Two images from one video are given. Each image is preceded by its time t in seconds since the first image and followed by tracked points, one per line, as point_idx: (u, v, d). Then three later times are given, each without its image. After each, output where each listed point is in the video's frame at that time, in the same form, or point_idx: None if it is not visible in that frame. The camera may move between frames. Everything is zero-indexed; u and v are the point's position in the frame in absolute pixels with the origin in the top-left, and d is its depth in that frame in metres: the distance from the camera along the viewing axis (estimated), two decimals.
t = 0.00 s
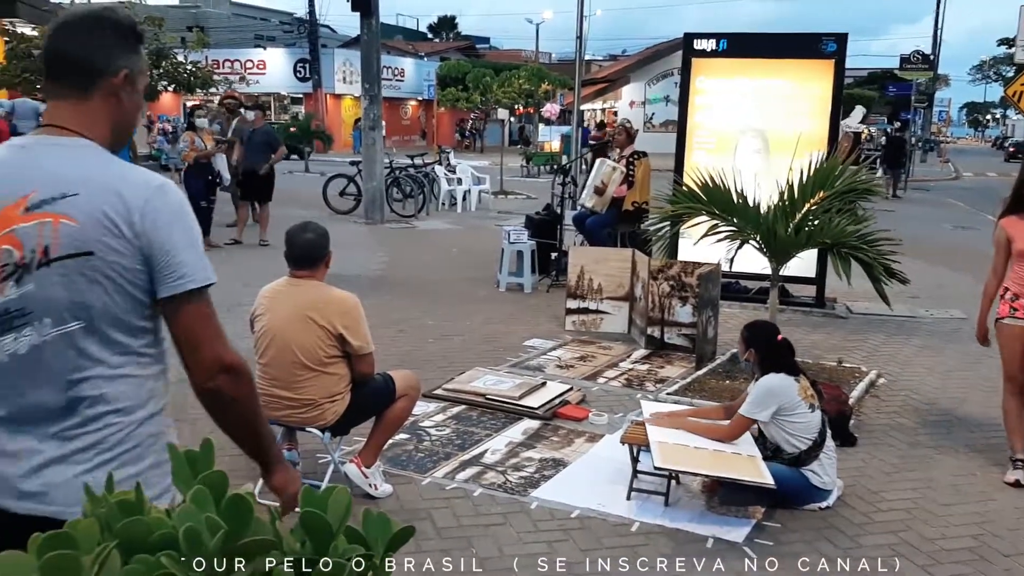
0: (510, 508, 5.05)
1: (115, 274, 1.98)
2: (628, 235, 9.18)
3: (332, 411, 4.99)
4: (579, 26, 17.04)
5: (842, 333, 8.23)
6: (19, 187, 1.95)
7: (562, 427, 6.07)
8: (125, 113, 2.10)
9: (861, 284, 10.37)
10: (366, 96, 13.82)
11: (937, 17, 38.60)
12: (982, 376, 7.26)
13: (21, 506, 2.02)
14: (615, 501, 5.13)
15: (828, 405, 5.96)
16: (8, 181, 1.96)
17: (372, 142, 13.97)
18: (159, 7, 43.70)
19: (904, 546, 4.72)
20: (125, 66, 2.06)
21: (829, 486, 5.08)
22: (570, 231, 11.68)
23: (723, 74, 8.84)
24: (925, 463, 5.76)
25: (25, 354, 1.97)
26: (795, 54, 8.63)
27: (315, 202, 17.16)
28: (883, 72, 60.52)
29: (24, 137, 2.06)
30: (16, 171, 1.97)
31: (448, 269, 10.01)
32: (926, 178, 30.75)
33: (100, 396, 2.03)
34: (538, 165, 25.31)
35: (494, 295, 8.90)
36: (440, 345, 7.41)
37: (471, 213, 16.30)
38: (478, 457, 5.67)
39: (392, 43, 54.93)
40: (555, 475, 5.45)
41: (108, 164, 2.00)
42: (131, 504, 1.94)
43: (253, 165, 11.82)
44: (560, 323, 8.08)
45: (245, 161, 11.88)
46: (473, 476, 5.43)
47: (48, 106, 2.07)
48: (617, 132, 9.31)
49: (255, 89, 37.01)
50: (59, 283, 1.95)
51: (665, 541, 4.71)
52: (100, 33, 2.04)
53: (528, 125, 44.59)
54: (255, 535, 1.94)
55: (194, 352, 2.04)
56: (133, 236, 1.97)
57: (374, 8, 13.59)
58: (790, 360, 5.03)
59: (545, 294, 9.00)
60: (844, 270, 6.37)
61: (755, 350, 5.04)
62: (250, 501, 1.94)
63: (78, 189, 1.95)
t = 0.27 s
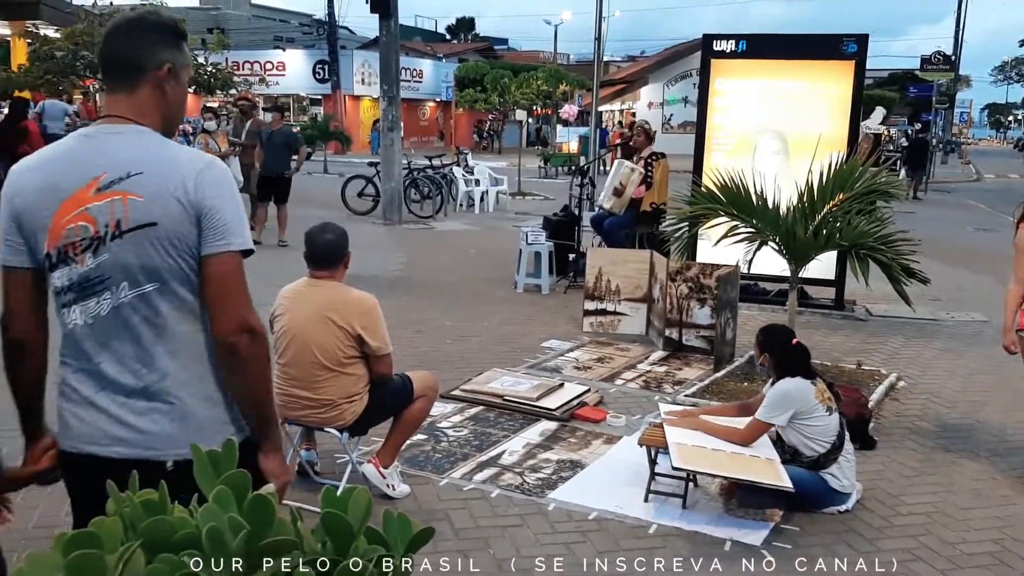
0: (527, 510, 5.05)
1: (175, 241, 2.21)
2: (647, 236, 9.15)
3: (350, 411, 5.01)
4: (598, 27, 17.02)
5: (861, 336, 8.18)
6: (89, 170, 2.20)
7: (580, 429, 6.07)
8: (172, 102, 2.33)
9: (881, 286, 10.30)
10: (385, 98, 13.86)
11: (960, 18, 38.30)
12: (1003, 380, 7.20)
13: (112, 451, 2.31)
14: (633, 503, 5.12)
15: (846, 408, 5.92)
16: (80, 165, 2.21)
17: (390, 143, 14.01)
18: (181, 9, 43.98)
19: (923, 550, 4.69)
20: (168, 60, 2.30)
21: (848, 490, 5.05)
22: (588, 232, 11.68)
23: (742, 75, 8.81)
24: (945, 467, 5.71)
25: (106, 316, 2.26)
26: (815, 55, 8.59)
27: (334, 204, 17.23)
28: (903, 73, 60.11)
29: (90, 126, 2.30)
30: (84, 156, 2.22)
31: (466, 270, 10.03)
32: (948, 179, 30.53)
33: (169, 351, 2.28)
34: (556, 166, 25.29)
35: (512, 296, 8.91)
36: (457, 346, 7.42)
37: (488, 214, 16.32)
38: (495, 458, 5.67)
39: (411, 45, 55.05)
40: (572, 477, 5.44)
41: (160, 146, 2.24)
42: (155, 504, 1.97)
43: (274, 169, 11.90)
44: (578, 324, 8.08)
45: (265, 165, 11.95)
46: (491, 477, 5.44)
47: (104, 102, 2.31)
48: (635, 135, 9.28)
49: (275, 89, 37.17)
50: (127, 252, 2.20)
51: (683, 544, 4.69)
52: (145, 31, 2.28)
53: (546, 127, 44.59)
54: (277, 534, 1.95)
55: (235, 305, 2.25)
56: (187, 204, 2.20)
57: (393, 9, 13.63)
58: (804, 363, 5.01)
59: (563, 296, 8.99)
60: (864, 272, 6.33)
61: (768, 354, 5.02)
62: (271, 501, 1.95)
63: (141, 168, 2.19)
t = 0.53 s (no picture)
0: (541, 511, 5.05)
1: (242, 240, 2.48)
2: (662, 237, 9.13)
3: (365, 412, 5.02)
4: (613, 28, 17.00)
5: (878, 338, 8.13)
6: (162, 174, 2.45)
7: (594, 431, 6.06)
8: (229, 115, 2.59)
9: (898, 288, 10.25)
10: (400, 99, 13.89)
11: (978, 19, 38.01)
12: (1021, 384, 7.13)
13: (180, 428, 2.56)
14: (647, 506, 5.11)
15: (862, 411, 5.89)
16: (153, 170, 2.45)
17: (405, 144, 14.04)
18: (197, 12, 44.19)
19: (940, 555, 4.66)
20: (223, 78, 2.56)
21: (863, 493, 5.02)
22: (602, 234, 11.67)
23: (758, 76, 8.78)
24: (962, 471, 5.67)
25: (176, 305, 2.51)
26: (832, 56, 8.56)
27: (348, 204, 17.28)
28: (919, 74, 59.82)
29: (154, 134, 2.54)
30: (155, 162, 2.46)
31: (481, 271, 10.04)
32: (965, 180, 30.38)
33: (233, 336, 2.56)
34: (571, 167, 25.26)
35: (526, 298, 8.91)
36: (471, 347, 7.43)
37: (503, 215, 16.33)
38: (509, 459, 5.68)
39: (426, 46, 55.15)
40: (586, 479, 5.43)
41: (223, 156, 2.50)
42: (173, 503, 1.98)
43: (290, 167, 11.94)
44: (592, 326, 8.07)
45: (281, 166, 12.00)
46: (505, 478, 5.44)
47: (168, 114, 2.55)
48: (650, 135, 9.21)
49: (291, 91, 37.28)
50: (199, 248, 2.46)
51: (697, 547, 4.68)
52: (205, 52, 2.54)
53: (560, 128, 44.61)
54: (293, 535, 1.96)
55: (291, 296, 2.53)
56: (254, 208, 2.47)
57: (409, 11, 13.67)
58: (817, 366, 4.98)
59: (577, 297, 8.99)
60: (881, 274, 6.29)
61: (782, 357, 5.00)
62: (289, 500, 1.96)
63: (212, 175, 2.46)
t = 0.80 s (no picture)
0: (553, 513, 5.04)
1: (291, 222, 2.95)
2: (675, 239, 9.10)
3: (378, 412, 5.02)
4: (626, 30, 16.96)
5: (892, 341, 8.08)
6: (222, 162, 2.87)
7: (606, 433, 6.05)
8: (275, 118, 3.07)
9: (913, 291, 10.18)
10: (414, 100, 13.92)
11: (995, 20, 37.73)
12: None
13: (223, 385, 2.92)
14: (659, 508, 5.10)
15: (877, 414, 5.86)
16: (213, 158, 2.86)
17: (418, 145, 14.05)
18: (211, 13, 44.37)
19: (955, 559, 4.62)
20: (273, 84, 3.03)
21: (878, 497, 4.99)
22: (615, 236, 11.65)
23: (773, 78, 8.75)
24: (977, 475, 5.63)
25: (225, 276, 2.89)
26: (847, 58, 8.51)
27: (361, 205, 17.32)
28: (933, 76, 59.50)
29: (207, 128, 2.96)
30: (215, 152, 2.87)
31: (493, 273, 10.04)
32: (981, 182, 30.20)
33: (275, 306, 2.98)
34: (583, 168, 25.21)
35: (538, 299, 8.91)
36: (484, 348, 7.43)
37: (515, 216, 16.32)
38: (521, 461, 5.67)
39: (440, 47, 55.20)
40: (599, 481, 5.43)
41: (274, 151, 2.96)
42: (188, 503, 1.99)
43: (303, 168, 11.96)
44: (605, 328, 8.06)
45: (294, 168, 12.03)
46: (517, 480, 5.43)
47: (223, 111, 2.99)
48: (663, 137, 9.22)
49: (304, 92, 37.37)
50: (253, 228, 2.88)
51: (709, 549, 4.66)
52: (259, 61, 3.01)
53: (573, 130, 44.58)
54: (307, 536, 1.96)
55: (328, 274, 3.05)
56: (302, 198, 2.96)
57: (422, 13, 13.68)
58: (836, 369, 4.97)
59: (590, 299, 8.98)
60: (897, 276, 6.26)
61: (800, 359, 4.99)
62: (302, 500, 1.96)
63: (266, 166, 2.90)
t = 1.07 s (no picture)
0: (563, 517, 5.02)
1: (300, 216, 3.24)
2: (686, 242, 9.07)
3: (389, 415, 5.01)
4: (638, 32, 16.91)
5: (905, 346, 8.03)
6: (237, 161, 3.14)
7: (617, 437, 6.03)
8: (281, 121, 3.34)
9: (926, 295, 10.12)
10: (425, 103, 13.92)
11: (1009, 23, 37.51)
12: None
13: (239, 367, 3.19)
14: (671, 512, 5.07)
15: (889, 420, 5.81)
16: (228, 159, 3.13)
17: (430, 147, 14.05)
18: (225, 15, 44.56)
19: (968, 566, 4.58)
20: (277, 89, 3.28)
21: (891, 504, 4.95)
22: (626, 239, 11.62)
23: (785, 80, 8.72)
24: (991, 481, 5.58)
25: (241, 266, 3.17)
26: (860, 60, 8.46)
27: (372, 207, 17.33)
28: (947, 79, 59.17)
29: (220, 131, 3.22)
30: (231, 152, 3.15)
31: (504, 275, 10.02)
32: (995, 186, 29.98)
33: (283, 295, 3.26)
34: (595, 171, 25.16)
35: (549, 302, 8.89)
36: (494, 351, 7.42)
37: (526, 219, 16.30)
38: (532, 464, 5.65)
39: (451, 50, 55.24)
40: (609, 485, 5.40)
41: (282, 151, 3.24)
42: (201, 505, 1.99)
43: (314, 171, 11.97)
44: (616, 331, 8.04)
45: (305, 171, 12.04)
46: (527, 483, 5.42)
47: (234, 114, 3.25)
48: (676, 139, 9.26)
49: (315, 93, 37.55)
50: (267, 222, 3.16)
51: (721, 554, 4.63)
52: (266, 67, 3.26)
53: (584, 132, 44.53)
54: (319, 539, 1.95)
55: (334, 264, 3.35)
56: (310, 193, 3.26)
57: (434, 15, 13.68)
58: (854, 375, 4.94)
59: (600, 302, 8.95)
60: (910, 281, 6.23)
61: (818, 364, 4.96)
62: (315, 503, 1.96)
63: (277, 165, 3.18)
